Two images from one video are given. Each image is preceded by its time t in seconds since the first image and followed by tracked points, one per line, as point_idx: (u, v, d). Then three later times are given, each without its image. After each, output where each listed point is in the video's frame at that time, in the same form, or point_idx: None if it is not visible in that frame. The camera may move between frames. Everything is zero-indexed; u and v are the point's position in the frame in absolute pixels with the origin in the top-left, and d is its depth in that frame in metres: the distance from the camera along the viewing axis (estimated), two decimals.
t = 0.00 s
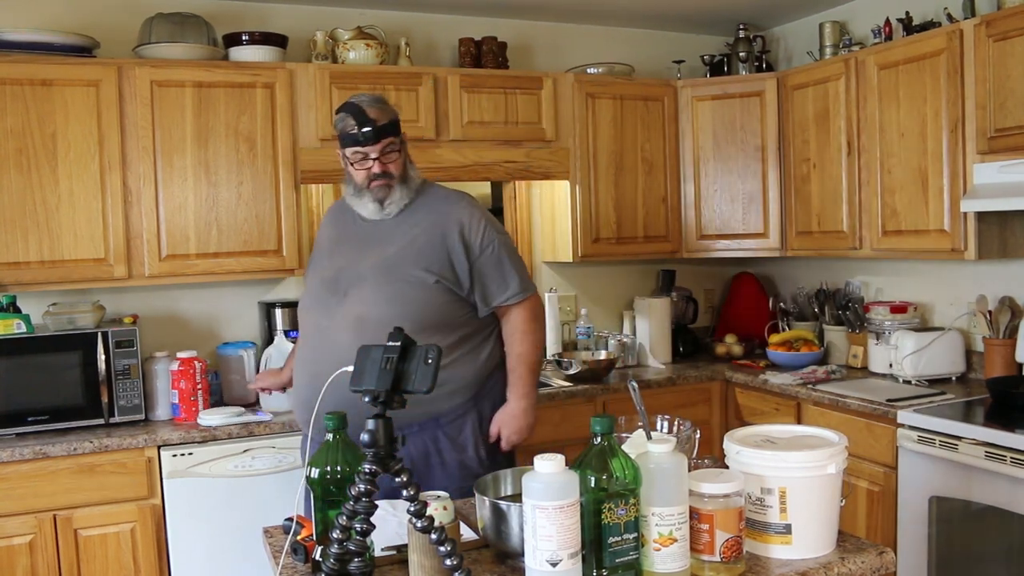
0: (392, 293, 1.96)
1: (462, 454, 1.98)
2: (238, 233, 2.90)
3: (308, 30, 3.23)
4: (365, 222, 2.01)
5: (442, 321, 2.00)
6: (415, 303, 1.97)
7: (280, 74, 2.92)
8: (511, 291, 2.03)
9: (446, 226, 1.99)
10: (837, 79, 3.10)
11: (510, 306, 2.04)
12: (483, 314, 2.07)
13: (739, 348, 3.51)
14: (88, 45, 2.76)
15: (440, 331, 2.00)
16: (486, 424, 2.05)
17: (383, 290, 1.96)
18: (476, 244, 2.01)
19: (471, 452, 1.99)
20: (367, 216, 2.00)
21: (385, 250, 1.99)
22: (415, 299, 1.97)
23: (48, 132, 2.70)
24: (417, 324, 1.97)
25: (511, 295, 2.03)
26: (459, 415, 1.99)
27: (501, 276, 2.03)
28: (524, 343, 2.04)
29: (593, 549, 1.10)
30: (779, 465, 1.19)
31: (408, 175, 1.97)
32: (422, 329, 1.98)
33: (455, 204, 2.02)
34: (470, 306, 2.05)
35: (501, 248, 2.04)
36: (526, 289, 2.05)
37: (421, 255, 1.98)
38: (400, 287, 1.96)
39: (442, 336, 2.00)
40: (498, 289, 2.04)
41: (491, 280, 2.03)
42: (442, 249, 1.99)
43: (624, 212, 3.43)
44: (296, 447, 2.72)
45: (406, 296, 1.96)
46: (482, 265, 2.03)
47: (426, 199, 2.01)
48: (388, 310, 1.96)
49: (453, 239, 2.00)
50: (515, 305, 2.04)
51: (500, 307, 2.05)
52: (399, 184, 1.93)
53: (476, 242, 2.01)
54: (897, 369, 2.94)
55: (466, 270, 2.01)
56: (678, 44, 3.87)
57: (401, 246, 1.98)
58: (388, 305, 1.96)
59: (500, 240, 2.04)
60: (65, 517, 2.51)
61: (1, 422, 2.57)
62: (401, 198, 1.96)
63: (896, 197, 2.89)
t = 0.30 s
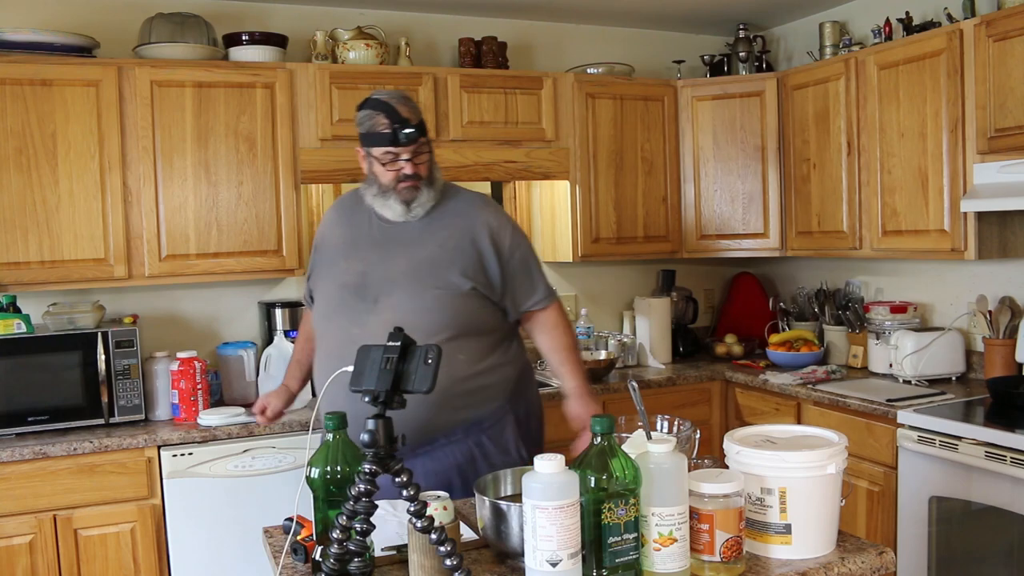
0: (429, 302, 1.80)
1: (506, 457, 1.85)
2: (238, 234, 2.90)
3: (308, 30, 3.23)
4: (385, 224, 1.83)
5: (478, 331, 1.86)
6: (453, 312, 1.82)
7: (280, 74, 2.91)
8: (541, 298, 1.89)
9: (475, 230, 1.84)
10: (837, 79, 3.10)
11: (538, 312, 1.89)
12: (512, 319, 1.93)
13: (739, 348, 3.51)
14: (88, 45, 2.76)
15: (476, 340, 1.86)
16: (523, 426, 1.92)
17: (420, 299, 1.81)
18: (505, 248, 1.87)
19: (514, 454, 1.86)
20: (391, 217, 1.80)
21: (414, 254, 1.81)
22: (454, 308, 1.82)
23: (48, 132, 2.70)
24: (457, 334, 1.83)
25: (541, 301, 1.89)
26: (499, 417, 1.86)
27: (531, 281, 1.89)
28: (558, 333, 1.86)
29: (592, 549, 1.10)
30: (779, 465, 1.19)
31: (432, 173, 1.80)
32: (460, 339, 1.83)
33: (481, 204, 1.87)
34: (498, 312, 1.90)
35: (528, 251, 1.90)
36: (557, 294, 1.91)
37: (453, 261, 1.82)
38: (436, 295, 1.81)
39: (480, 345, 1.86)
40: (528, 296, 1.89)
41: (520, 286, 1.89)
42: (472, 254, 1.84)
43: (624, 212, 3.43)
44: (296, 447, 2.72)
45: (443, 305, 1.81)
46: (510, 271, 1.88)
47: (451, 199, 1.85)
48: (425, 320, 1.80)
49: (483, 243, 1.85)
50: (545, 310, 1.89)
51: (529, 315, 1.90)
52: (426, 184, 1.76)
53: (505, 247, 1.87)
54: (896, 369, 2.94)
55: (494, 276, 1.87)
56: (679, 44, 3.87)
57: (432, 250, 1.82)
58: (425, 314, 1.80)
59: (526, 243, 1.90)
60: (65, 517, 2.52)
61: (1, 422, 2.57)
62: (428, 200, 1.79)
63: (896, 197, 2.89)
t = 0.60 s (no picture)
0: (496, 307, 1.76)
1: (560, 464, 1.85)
2: (238, 234, 2.90)
3: (308, 30, 3.23)
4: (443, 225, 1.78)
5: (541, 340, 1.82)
6: (519, 319, 1.78)
7: (280, 74, 2.91)
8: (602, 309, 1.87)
9: (536, 237, 1.83)
10: (837, 79, 3.10)
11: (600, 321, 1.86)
12: (570, 330, 1.89)
13: (739, 348, 3.51)
14: (88, 45, 2.76)
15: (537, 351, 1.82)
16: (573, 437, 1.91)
17: (487, 304, 1.76)
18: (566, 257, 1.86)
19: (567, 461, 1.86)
20: (443, 223, 1.76)
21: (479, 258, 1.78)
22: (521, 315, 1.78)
23: (48, 132, 2.70)
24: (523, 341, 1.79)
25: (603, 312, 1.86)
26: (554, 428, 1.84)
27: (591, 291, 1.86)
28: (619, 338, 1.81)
29: (592, 549, 1.10)
30: (779, 465, 1.19)
31: (490, 178, 1.76)
32: (525, 348, 1.80)
33: (541, 212, 1.85)
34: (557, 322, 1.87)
35: (584, 261, 1.89)
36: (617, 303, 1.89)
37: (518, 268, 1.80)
38: (502, 301, 1.77)
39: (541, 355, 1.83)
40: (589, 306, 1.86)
41: (582, 296, 1.85)
42: (535, 262, 1.82)
43: (624, 212, 3.43)
44: (296, 448, 2.72)
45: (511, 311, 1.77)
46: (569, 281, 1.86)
47: (512, 205, 1.82)
48: (493, 327, 1.76)
49: (544, 251, 1.83)
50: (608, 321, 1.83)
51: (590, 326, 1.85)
52: (481, 188, 1.72)
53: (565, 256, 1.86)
54: (896, 368, 2.94)
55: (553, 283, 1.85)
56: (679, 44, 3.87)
57: (496, 256, 1.80)
58: (493, 320, 1.76)
59: (583, 254, 1.89)
60: (65, 516, 2.52)
61: (1, 422, 2.57)
62: (484, 206, 1.75)
63: (896, 197, 2.89)
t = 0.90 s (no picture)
0: (532, 311, 1.74)
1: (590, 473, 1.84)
2: (238, 233, 2.90)
3: (308, 30, 3.23)
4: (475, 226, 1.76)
5: (578, 344, 1.79)
6: (556, 324, 1.75)
7: (279, 74, 2.91)
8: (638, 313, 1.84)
9: (573, 240, 1.80)
10: (837, 79, 3.10)
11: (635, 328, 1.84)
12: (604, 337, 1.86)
13: (739, 348, 3.51)
14: (88, 45, 2.76)
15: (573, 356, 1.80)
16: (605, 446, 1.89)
17: (523, 308, 1.74)
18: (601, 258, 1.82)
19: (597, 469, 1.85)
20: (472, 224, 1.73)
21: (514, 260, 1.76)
22: (558, 320, 1.75)
23: (48, 132, 2.70)
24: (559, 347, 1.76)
25: (638, 316, 1.84)
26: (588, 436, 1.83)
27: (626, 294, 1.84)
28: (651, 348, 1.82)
29: (592, 549, 1.10)
30: (779, 465, 1.19)
31: (524, 181, 1.72)
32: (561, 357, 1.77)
33: (576, 212, 1.82)
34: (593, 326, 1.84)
35: (619, 262, 1.86)
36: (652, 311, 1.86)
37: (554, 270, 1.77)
38: (540, 305, 1.74)
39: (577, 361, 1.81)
40: (624, 309, 1.84)
41: (618, 301, 1.83)
42: (572, 264, 1.79)
43: (624, 212, 3.43)
44: (295, 447, 2.72)
45: (548, 315, 1.74)
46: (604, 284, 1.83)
47: (546, 205, 1.80)
48: (530, 332, 1.73)
49: (580, 253, 1.80)
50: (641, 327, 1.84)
51: (626, 331, 1.84)
52: (512, 192, 1.69)
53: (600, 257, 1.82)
54: (896, 368, 2.94)
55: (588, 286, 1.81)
56: (679, 44, 3.87)
57: (531, 258, 1.77)
58: (529, 325, 1.73)
59: (620, 255, 1.85)
60: (65, 517, 2.52)
61: (2, 422, 2.57)
62: (515, 210, 1.71)
63: (896, 197, 2.89)
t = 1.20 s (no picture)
0: (530, 321, 1.73)
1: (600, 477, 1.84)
2: (238, 233, 2.90)
3: (308, 30, 3.23)
4: (467, 233, 1.74)
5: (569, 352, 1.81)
6: (553, 333, 1.75)
7: (280, 74, 2.91)
8: (619, 317, 1.88)
9: (564, 246, 1.80)
10: (837, 79, 3.10)
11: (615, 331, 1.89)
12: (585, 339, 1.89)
13: (739, 348, 3.51)
14: (88, 45, 2.76)
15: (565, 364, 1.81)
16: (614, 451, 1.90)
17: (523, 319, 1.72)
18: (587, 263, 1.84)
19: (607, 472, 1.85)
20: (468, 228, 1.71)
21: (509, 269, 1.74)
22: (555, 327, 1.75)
23: (48, 132, 2.70)
24: (554, 356, 1.77)
25: (618, 321, 1.88)
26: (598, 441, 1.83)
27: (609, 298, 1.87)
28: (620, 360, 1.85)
29: (592, 549, 1.10)
30: (779, 465, 1.19)
31: (518, 184, 1.71)
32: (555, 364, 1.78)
33: (564, 217, 1.82)
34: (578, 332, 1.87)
35: (603, 266, 1.88)
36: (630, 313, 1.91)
37: (547, 278, 1.76)
38: (537, 315, 1.74)
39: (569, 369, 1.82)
40: (607, 314, 1.87)
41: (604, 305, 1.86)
42: (563, 271, 1.79)
43: (624, 212, 3.43)
44: (296, 447, 2.72)
45: (545, 325, 1.74)
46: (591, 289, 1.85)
47: (535, 210, 1.79)
48: (529, 343, 1.73)
49: (569, 259, 1.81)
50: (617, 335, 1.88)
51: (606, 335, 1.88)
52: (509, 195, 1.67)
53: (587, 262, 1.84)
54: (896, 369, 2.94)
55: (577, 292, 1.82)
56: (678, 44, 3.87)
57: (526, 266, 1.75)
58: (528, 335, 1.73)
59: (603, 260, 1.88)
60: (65, 517, 2.52)
61: (2, 422, 2.57)
62: (510, 212, 1.70)
63: (896, 197, 2.89)
